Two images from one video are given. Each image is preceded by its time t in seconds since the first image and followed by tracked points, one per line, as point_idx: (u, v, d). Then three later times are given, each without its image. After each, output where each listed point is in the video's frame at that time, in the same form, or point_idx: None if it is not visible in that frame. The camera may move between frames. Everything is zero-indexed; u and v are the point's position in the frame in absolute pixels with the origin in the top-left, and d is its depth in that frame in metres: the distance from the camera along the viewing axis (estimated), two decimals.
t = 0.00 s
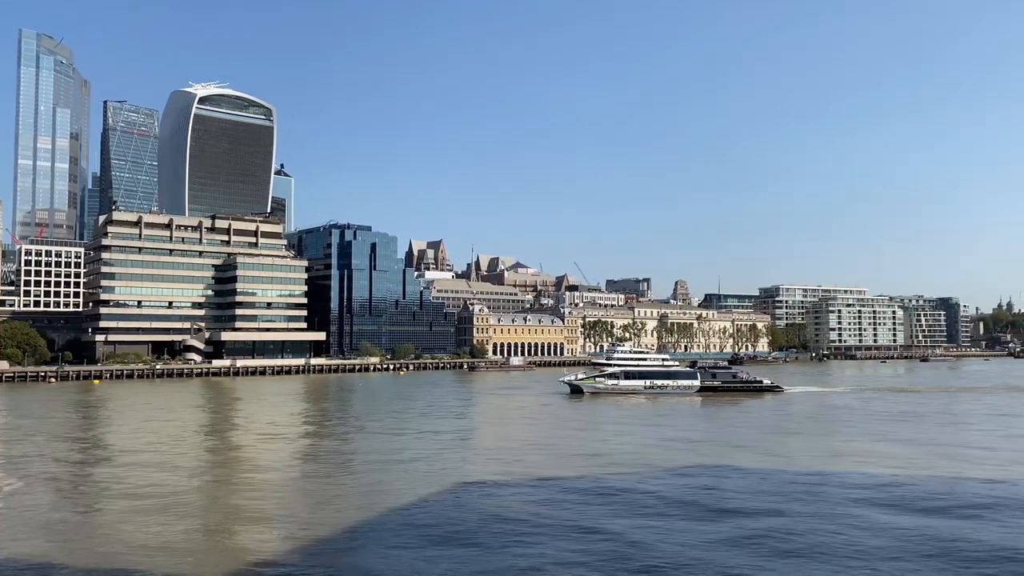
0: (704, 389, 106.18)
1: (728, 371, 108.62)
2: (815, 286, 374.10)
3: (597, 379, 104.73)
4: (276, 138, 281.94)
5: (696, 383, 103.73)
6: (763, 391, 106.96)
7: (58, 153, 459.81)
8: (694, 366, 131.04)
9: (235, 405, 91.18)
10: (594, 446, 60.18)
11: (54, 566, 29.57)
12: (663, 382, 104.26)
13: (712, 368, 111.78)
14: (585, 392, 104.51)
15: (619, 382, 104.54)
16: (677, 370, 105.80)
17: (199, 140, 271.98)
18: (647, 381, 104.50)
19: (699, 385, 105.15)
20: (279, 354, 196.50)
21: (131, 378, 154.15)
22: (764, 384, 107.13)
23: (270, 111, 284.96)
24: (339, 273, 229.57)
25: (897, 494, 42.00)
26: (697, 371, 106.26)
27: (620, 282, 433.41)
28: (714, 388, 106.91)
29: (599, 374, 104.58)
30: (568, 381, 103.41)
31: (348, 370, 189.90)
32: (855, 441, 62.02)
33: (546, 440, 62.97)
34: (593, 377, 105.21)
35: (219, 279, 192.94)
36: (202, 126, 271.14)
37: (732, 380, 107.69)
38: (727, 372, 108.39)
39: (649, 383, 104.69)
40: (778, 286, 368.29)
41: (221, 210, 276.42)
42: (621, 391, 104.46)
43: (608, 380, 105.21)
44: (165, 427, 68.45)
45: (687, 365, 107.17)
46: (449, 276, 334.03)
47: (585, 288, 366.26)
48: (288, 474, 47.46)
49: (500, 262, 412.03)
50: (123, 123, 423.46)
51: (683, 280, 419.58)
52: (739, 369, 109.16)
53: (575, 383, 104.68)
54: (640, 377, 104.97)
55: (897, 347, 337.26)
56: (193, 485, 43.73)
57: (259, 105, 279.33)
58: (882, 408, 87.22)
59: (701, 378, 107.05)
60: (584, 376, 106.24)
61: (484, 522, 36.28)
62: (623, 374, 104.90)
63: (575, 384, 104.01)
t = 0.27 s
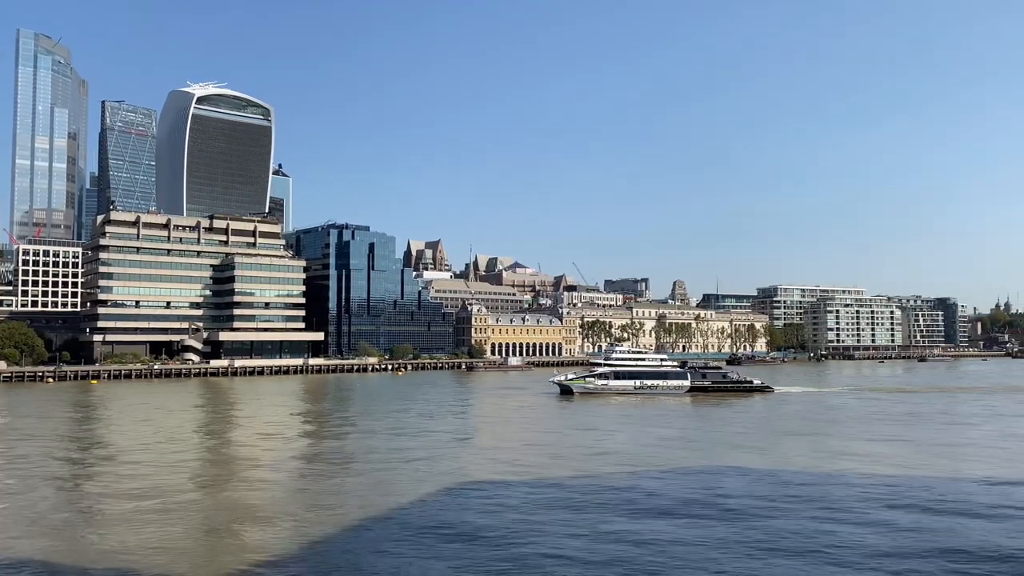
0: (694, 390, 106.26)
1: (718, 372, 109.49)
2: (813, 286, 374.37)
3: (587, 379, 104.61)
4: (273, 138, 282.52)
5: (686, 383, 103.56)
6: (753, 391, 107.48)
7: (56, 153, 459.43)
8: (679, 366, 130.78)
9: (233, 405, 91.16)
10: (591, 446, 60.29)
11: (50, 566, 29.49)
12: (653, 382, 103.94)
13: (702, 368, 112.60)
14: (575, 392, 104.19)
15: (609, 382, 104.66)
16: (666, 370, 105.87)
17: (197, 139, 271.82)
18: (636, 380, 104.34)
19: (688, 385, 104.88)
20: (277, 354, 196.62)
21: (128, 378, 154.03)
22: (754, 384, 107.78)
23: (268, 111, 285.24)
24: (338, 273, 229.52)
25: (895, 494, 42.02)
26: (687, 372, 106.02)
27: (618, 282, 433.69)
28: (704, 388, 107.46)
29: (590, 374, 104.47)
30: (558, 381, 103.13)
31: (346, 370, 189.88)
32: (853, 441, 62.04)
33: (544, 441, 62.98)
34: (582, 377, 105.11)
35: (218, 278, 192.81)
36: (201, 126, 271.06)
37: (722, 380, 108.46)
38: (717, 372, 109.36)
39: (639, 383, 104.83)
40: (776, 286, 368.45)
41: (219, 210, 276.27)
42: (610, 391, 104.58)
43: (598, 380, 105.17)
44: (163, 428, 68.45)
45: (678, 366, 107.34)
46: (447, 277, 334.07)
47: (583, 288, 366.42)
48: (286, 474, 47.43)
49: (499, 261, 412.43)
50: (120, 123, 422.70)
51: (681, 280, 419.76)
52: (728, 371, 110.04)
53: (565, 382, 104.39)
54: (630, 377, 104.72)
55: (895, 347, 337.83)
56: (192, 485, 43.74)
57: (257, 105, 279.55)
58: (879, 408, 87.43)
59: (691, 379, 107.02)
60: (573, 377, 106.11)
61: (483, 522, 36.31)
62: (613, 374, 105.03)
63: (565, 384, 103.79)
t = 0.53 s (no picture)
0: (681, 390, 106.39)
1: (706, 372, 109.73)
2: (811, 286, 374.43)
3: (574, 378, 104.70)
4: (270, 138, 282.97)
5: (672, 382, 103.61)
6: (742, 391, 107.38)
7: (53, 152, 458.81)
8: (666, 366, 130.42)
9: (230, 405, 91.08)
10: (588, 445, 60.31)
11: (48, 566, 29.43)
12: (640, 382, 103.87)
13: (690, 368, 112.82)
14: (562, 392, 104.40)
15: (597, 382, 104.78)
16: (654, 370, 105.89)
17: (196, 139, 271.51)
18: (624, 380, 104.26)
19: (675, 385, 104.99)
20: (276, 354, 196.26)
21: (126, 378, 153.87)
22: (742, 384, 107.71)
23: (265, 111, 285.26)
24: (336, 273, 229.33)
25: (892, 493, 42.03)
26: (674, 372, 106.07)
27: (616, 282, 433.72)
28: (692, 388, 107.61)
29: (577, 373, 104.55)
30: (545, 381, 103.24)
31: (344, 370, 189.81)
32: (850, 441, 62.07)
33: (541, 440, 62.91)
34: (570, 377, 105.17)
35: (215, 278, 192.67)
36: (199, 126, 270.79)
37: (710, 380, 108.62)
38: (705, 372, 109.54)
39: (626, 383, 104.92)
40: (774, 286, 368.46)
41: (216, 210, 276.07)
42: (598, 391, 104.78)
43: (585, 380, 105.28)
44: (161, 427, 68.38)
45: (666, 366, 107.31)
46: (445, 277, 333.95)
47: (581, 288, 366.36)
48: (283, 474, 47.39)
49: (497, 261, 412.36)
50: (118, 123, 421.25)
51: (679, 280, 419.69)
52: (716, 371, 110.18)
53: (552, 383, 104.45)
54: (617, 377, 104.79)
55: (892, 347, 338.06)
56: (190, 485, 43.66)
57: (255, 105, 279.49)
58: (876, 408, 87.55)
59: (678, 378, 107.21)
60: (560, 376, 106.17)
61: (482, 522, 36.28)
62: (601, 374, 105.11)
63: (553, 384, 103.88)
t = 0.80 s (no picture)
0: (671, 390, 106.37)
1: (696, 372, 109.72)
2: (809, 286, 374.58)
3: (564, 378, 104.58)
4: (270, 138, 282.70)
5: (662, 382, 103.47)
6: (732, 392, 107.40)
7: (52, 152, 458.45)
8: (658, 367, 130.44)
9: (229, 405, 91.13)
10: (586, 446, 60.31)
11: (47, 566, 29.45)
12: (631, 382, 103.44)
13: (680, 368, 112.64)
14: (551, 392, 104.38)
15: (586, 382, 104.67)
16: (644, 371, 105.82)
17: (194, 139, 271.40)
18: (615, 381, 103.73)
19: (666, 385, 104.91)
20: (275, 354, 196.12)
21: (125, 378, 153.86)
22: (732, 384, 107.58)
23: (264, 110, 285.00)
24: (334, 273, 229.18)
25: (890, 493, 42.05)
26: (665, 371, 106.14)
27: (615, 282, 433.85)
28: (682, 388, 107.40)
29: (567, 373, 104.33)
30: (535, 380, 103.24)
31: (343, 370, 189.83)
32: (849, 441, 62.11)
33: (540, 440, 63.05)
34: (559, 377, 105.07)
35: (214, 278, 192.71)
36: (197, 126, 270.66)
37: (700, 380, 108.71)
38: (695, 372, 109.55)
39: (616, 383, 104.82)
40: (773, 287, 368.49)
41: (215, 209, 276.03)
42: (588, 391, 104.79)
43: (575, 380, 104.95)
44: (159, 427, 68.38)
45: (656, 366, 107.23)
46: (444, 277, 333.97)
47: (579, 288, 366.48)
48: (282, 474, 47.42)
49: (495, 261, 412.47)
50: (117, 123, 419.76)
51: (678, 281, 419.81)
52: (706, 371, 110.27)
53: (542, 383, 104.42)
54: (608, 376, 104.37)
55: (891, 347, 338.32)
56: (188, 485, 43.69)
57: (253, 104, 279.26)
58: (874, 408, 87.68)
59: (668, 379, 107.15)
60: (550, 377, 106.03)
61: (481, 522, 36.29)
62: (591, 374, 105.00)
63: (542, 384, 103.97)
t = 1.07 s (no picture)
0: (660, 391, 105.30)
1: (686, 372, 108.62)
2: (808, 286, 374.77)
3: (553, 379, 104.29)
4: (269, 138, 282.71)
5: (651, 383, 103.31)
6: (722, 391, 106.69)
7: (51, 152, 458.43)
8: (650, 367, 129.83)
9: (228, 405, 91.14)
10: (585, 446, 60.37)
11: (45, 567, 29.45)
12: (620, 382, 104.18)
13: (671, 368, 111.99)
14: (541, 393, 103.68)
15: (575, 383, 104.52)
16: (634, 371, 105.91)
17: (193, 139, 271.20)
18: (604, 380, 104.46)
19: (655, 385, 104.99)
20: (274, 354, 196.08)
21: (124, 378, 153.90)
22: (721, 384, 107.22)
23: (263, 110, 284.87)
24: (333, 273, 229.03)
25: (889, 493, 42.07)
26: (654, 372, 106.11)
27: (614, 283, 434.12)
28: (673, 388, 106.46)
29: (556, 374, 104.17)
30: (523, 381, 102.87)
31: (342, 371, 189.85)
32: (848, 441, 62.17)
33: (537, 441, 63.14)
34: (548, 378, 104.61)
35: (213, 278, 192.74)
36: (196, 126, 270.39)
37: (690, 380, 107.70)
38: (685, 372, 108.46)
39: (605, 383, 104.79)
40: (772, 287, 368.62)
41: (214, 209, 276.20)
42: (578, 392, 104.57)
43: (564, 380, 105.00)
44: (158, 428, 68.41)
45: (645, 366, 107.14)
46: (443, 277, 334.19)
47: (579, 288, 366.81)
48: (280, 474, 47.46)
49: (495, 262, 412.76)
50: (116, 123, 419.95)
51: (677, 281, 419.96)
52: (697, 371, 109.46)
53: (531, 383, 104.00)
54: (597, 377, 105.01)
55: (889, 347, 338.61)
56: (186, 486, 43.70)
57: (253, 104, 279.00)
58: (872, 408, 87.80)
59: (659, 378, 106.43)
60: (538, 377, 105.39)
61: (480, 521, 36.33)
62: (580, 374, 104.84)
63: (531, 384, 103.36)
